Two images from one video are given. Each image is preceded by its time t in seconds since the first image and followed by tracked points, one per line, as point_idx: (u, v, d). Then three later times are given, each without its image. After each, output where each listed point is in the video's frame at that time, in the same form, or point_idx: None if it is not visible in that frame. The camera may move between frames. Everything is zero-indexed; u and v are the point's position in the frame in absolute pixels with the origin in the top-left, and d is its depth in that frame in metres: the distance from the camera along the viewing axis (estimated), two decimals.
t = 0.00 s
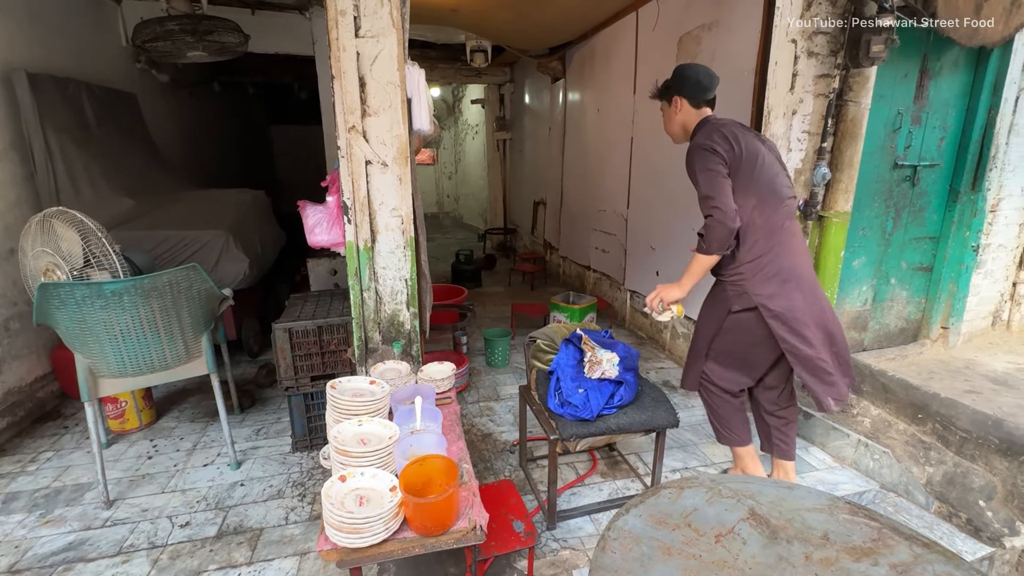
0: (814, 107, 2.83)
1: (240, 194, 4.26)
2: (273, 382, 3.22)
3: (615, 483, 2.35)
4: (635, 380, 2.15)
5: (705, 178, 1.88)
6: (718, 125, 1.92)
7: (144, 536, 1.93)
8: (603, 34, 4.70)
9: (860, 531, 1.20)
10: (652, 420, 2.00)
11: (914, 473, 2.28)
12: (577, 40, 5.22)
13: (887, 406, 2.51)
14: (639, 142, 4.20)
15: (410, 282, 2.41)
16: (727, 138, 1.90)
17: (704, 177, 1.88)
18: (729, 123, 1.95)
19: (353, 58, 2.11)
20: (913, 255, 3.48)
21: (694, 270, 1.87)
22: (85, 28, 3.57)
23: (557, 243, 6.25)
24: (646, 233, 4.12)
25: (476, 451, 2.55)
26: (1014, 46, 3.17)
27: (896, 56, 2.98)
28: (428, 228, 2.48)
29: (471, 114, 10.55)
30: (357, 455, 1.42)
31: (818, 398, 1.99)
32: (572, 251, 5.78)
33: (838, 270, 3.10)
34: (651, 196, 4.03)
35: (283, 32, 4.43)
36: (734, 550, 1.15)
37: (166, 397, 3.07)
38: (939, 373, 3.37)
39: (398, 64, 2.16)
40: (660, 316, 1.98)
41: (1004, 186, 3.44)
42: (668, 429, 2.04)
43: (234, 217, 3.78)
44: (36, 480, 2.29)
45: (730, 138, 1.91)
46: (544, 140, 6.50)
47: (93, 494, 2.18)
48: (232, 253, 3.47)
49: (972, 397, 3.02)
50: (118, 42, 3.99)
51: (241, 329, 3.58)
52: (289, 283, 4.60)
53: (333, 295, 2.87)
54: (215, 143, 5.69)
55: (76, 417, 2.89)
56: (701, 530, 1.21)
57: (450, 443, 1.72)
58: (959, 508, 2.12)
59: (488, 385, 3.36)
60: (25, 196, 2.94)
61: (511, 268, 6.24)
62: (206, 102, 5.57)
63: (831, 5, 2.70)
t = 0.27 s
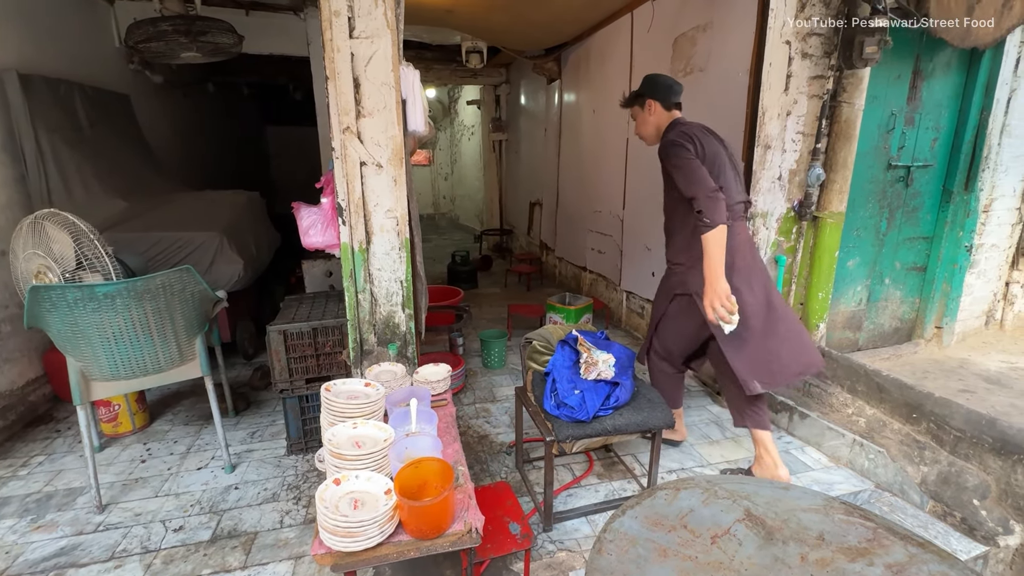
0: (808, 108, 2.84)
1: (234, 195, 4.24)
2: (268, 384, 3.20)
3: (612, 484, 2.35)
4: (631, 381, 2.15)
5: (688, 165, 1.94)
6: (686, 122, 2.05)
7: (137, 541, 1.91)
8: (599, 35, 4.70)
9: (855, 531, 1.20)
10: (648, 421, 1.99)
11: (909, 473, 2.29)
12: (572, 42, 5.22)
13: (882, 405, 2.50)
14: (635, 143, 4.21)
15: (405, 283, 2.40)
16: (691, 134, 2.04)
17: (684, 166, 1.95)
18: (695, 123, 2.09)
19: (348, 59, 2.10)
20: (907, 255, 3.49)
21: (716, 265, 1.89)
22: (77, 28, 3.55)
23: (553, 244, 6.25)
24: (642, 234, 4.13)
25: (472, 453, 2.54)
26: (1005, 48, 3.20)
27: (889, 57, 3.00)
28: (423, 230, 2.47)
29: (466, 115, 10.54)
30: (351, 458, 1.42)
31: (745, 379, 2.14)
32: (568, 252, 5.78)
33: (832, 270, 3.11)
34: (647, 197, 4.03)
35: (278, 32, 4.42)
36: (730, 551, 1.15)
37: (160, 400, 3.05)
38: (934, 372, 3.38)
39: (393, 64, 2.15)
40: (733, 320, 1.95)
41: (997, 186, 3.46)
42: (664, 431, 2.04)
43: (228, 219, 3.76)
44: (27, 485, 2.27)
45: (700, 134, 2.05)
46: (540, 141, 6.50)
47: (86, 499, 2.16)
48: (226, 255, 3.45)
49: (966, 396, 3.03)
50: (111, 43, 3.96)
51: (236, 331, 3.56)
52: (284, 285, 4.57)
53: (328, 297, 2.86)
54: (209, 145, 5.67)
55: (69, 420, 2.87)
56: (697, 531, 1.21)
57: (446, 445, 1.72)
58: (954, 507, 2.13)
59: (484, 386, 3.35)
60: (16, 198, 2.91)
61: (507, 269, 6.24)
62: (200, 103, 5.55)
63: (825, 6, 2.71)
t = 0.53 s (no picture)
0: (803, 110, 2.85)
1: (229, 197, 4.22)
2: (263, 387, 3.19)
3: (608, 485, 2.35)
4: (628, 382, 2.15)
5: (645, 159, 2.26)
6: (643, 119, 2.34)
7: (131, 545, 1.90)
8: (594, 37, 4.70)
9: (850, 531, 1.20)
10: (644, 422, 1.99)
11: (904, 472, 2.30)
12: (568, 43, 5.23)
13: (876, 406, 2.54)
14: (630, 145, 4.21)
15: (401, 285, 2.39)
16: (647, 130, 2.34)
17: (642, 159, 2.26)
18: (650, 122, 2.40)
19: (343, 60, 2.10)
20: (901, 255, 3.51)
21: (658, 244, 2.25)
22: (70, 29, 3.53)
23: (549, 245, 6.25)
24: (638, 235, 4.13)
25: (468, 455, 2.54)
26: (997, 49, 3.22)
27: (882, 59, 3.02)
28: (418, 231, 2.46)
29: (462, 116, 10.54)
30: (346, 459, 1.41)
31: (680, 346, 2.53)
32: (564, 253, 5.78)
33: (827, 270, 3.13)
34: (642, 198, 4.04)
35: (273, 33, 4.41)
36: (726, 552, 1.15)
37: (154, 403, 3.03)
38: (928, 372, 3.40)
39: (388, 65, 2.15)
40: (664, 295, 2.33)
41: (989, 187, 3.49)
42: (660, 432, 2.04)
43: (223, 221, 3.74)
44: (19, 490, 2.25)
45: (655, 132, 2.36)
46: (536, 142, 6.50)
47: (79, 503, 2.14)
48: (220, 257, 3.44)
49: (959, 396, 3.05)
50: (104, 43, 3.94)
51: (230, 333, 3.54)
52: (280, 287, 4.56)
53: (323, 298, 2.85)
54: (203, 146, 5.64)
55: (62, 424, 2.84)
56: (693, 532, 1.21)
57: (442, 447, 1.71)
58: (948, 506, 2.14)
59: (481, 388, 3.35)
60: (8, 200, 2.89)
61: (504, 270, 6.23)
62: (195, 104, 5.52)
63: (819, 8, 2.72)
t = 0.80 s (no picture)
0: (798, 111, 2.87)
1: (225, 198, 4.21)
2: (259, 389, 3.18)
3: (605, 486, 2.35)
4: (624, 383, 2.16)
5: (609, 175, 2.43)
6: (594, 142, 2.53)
7: (126, 549, 1.88)
8: (590, 38, 4.72)
9: (846, 531, 1.21)
10: (641, 422, 1.99)
11: (899, 471, 2.31)
12: (564, 44, 5.24)
13: (872, 405, 2.53)
14: (627, 146, 4.22)
15: (397, 286, 2.39)
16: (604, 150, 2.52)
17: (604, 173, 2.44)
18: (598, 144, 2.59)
19: (339, 61, 2.09)
20: (896, 256, 3.53)
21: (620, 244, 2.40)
22: (64, 30, 3.51)
23: (546, 246, 6.26)
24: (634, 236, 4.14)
25: (465, 456, 2.53)
26: (991, 51, 3.23)
27: (876, 61, 3.04)
28: (415, 232, 2.46)
29: (459, 117, 10.54)
30: (342, 461, 1.40)
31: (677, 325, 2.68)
32: (561, 254, 5.78)
33: (823, 271, 3.14)
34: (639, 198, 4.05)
35: (269, 34, 4.40)
36: (723, 552, 1.16)
37: (149, 406, 3.01)
38: (923, 372, 3.42)
39: (384, 67, 2.15)
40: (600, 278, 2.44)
41: (983, 187, 3.51)
42: (657, 432, 2.04)
43: (219, 222, 3.73)
44: (12, 493, 2.23)
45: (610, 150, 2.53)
46: (533, 143, 6.51)
47: (73, 507, 2.13)
48: (216, 258, 3.43)
49: (954, 395, 3.07)
50: (98, 44, 3.92)
51: (226, 335, 3.52)
52: (276, 288, 4.55)
53: (320, 300, 2.84)
54: (199, 147, 5.62)
55: (56, 427, 2.83)
56: (690, 532, 1.21)
57: (439, 449, 1.71)
58: (943, 505, 2.15)
59: (478, 389, 3.34)
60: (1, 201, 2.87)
61: (500, 271, 6.23)
62: (190, 105, 5.51)
63: (814, 10, 2.74)
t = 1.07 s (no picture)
0: (793, 114, 2.89)
1: (222, 200, 4.21)
2: (255, 392, 3.17)
3: (603, 487, 2.35)
4: (622, 385, 2.16)
5: (592, 184, 2.99)
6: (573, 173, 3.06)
7: (121, 553, 1.87)
8: (587, 41, 4.73)
9: (843, 531, 1.21)
10: (639, 424, 2.00)
11: (895, 472, 2.32)
12: (561, 47, 5.25)
13: (868, 406, 2.53)
14: (623, 148, 4.24)
15: (395, 288, 2.39)
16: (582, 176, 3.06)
17: (593, 184, 2.98)
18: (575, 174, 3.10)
19: (337, 64, 2.10)
20: (891, 257, 3.55)
21: (633, 224, 2.81)
22: (60, 32, 3.50)
23: (543, 248, 6.26)
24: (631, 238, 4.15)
25: (463, 458, 2.54)
26: (983, 54, 3.26)
27: (871, 64, 3.06)
28: (413, 234, 2.46)
29: (456, 119, 10.55)
30: (340, 464, 1.40)
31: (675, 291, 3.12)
32: (558, 256, 5.79)
33: (819, 272, 3.15)
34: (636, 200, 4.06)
35: (266, 36, 4.39)
36: (720, 553, 1.16)
37: (144, 409, 2.99)
38: (918, 372, 3.44)
39: (382, 69, 2.15)
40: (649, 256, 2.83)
41: (977, 190, 3.54)
42: (655, 434, 2.04)
43: (215, 224, 3.72)
44: (7, 497, 2.22)
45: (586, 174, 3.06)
46: (530, 146, 6.52)
47: (68, 511, 2.12)
48: (212, 260, 3.42)
49: (949, 396, 3.09)
50: (94, 46, 3.91)
51: (223, 338, 3.51)
52: (273, 291, 4.54)
53: (317, 302, 2.84)
54: (195, 149, 5.60)
55: (50, 430, 2.81)
56: (687, 533, 1.22)
57: (437, 451, 1.71)
58: (938, 505, 2.16)
59: (475, 391, 3.34)
60: None
61: (498, 273, 6.24)
62: (187, 107, 5.50)
63: (809, 14, 2.76)
